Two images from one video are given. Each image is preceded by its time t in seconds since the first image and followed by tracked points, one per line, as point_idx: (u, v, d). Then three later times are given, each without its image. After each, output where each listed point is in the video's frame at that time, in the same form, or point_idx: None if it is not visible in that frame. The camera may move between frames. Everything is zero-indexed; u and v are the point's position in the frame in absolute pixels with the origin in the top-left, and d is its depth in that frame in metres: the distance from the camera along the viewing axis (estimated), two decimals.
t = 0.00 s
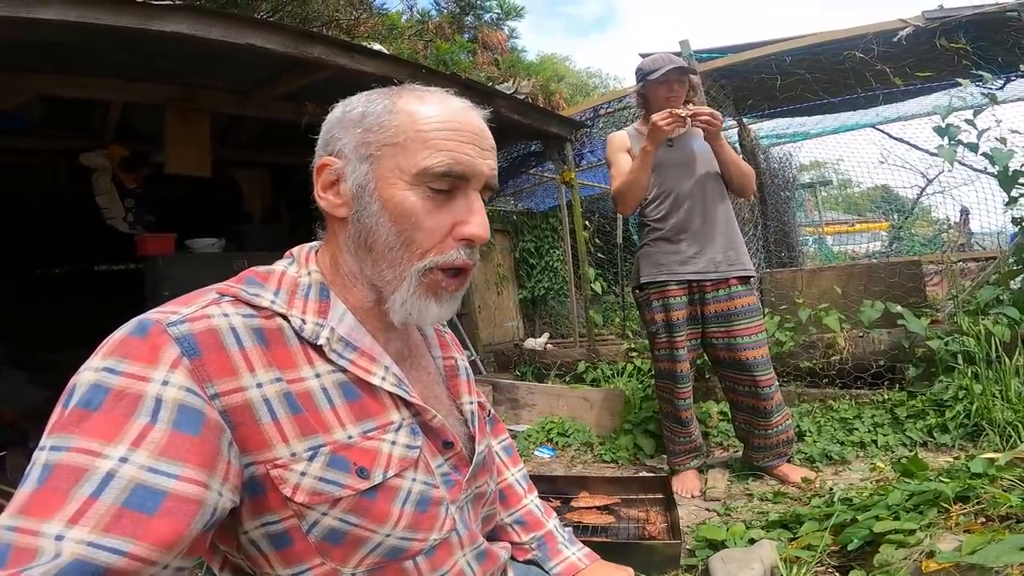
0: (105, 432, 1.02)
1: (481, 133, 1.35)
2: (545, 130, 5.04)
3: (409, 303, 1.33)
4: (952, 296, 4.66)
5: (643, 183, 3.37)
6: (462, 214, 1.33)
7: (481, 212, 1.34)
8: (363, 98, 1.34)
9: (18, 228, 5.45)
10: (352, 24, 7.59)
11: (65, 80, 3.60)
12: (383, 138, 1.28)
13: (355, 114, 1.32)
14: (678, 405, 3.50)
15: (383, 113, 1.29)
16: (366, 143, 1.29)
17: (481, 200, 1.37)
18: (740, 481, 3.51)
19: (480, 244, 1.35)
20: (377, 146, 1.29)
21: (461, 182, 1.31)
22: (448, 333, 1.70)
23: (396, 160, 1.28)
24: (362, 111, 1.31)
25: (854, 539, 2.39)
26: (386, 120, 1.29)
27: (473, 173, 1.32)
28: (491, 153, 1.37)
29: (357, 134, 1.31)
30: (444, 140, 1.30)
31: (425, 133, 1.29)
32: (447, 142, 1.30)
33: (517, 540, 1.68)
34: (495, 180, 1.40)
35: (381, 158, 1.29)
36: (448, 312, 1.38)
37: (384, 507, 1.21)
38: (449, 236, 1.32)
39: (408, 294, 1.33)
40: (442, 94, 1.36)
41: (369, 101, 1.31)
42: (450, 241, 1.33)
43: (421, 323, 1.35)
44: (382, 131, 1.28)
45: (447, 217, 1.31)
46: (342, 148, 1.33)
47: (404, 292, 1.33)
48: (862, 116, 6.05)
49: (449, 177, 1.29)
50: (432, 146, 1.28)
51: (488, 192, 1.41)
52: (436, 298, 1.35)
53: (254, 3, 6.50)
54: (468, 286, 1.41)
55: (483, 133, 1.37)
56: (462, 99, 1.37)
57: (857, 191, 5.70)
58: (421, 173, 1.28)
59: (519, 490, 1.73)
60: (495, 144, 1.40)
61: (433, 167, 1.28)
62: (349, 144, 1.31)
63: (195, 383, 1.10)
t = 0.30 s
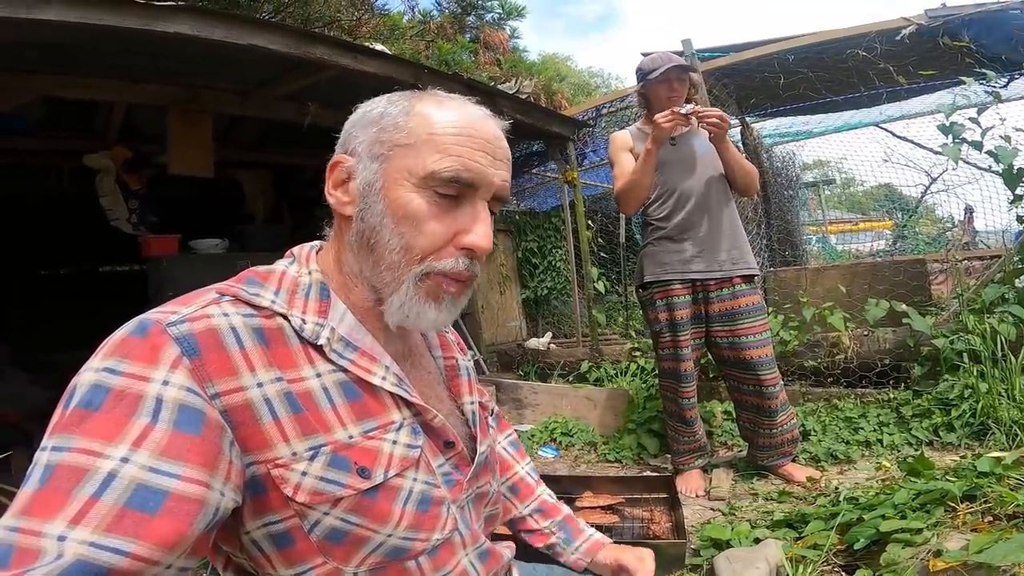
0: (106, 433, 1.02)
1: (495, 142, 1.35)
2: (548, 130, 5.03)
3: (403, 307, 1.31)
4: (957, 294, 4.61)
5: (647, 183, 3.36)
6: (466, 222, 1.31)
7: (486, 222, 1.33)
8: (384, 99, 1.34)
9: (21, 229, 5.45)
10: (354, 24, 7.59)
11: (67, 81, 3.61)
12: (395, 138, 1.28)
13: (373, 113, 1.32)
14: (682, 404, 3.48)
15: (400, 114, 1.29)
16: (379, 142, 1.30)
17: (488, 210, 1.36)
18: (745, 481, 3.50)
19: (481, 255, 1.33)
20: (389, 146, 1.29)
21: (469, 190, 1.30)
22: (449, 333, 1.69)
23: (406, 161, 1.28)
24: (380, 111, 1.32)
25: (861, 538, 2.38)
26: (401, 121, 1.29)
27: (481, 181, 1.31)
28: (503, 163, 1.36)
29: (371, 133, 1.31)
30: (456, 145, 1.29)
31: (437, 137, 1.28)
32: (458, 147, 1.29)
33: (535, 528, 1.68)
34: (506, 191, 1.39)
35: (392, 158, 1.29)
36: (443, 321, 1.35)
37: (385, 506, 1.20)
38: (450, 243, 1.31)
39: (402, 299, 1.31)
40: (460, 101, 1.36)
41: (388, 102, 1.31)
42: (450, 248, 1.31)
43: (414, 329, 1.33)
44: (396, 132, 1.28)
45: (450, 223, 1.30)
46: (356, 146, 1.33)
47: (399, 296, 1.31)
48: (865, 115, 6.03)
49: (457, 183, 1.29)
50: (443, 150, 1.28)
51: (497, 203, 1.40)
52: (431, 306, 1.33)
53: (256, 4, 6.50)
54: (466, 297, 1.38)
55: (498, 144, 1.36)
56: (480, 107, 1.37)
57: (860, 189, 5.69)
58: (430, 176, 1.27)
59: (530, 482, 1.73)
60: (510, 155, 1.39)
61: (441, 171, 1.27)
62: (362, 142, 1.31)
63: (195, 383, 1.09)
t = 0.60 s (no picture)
0: (98, 434, 1.01)
1: (511, 162, 1.35)
2: (547, 128, 5.02)
3: (401, 318, 1.30)
4: (961, 289, 4.53)
5: (644, 181, 3.35)
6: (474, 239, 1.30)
7: (492, 242, 1.32)
8: (406, 108, 1.34)
9: (23, 231, 5.45)
10: (353, 24, 7.60)
11: (66, 84, 3.60)
12: (415, 149, 1.28)
13: (394, 121, 1.31)
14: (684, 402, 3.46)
15: (420, 125, 1.29)
16: (397, 151, 1.29)
17: (494, 230, 1.34)
18: (747, 478, 3.50)
19: (484, 273, 1.32)
20: (407, 156, 1.28)
21: (480, 208, 1.30)
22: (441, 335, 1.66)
23: (421, 173, 1.28)
24: (401, 120, 1.31)
25: (862, 537, 2.37)
26: (422, 133, 1.29)
27: (494, 201, 1.30)
28: (516, 183, 1.36)
29: (389, 141, 1.30)
30: (472, 163, 1.28)
31: (455, 153, 1.28)
32: (474, 164, 1.29)
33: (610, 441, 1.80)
34: (513, 212, 1.38)
35: (408, 169, 1.28)
36: (439, 336, 1.34)
37: (379, 511, 1.20)
38: (456, 258, 1.30)
39: (402, 308, 1.29)
40: (480, 117, 1.36)
41: (410, 113, 1.31)
42: (455, 263, 1.30)
43: (410, 340, 1.32)
44: (415, 143, 1.28)
45: (458, 238, 1.29)
46: (373, 152, 1.32)
47: (399, 305, 1.30)
48: (866, 110, 5.98)
49: (470, 200, 1.28)
50: (460, 166, 1.28)
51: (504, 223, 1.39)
52: (428, 319, 1.31)
53: (254, 4, 6.49)
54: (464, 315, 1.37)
55: (512, 164, 1.35)
56: (499, 126, 1.37)
57: (862, 184, 5.61)
58: (444, 190, 1.27)
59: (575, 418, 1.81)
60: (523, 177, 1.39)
61: (456, 188, 1.26)
62: (380, 149, 1.31)
63: (189, 386, 1.09)
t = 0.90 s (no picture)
0: (100, 429, 0.99)
1: (503, 144, 1.31)
2: (546, 125, 5.00)
3: (410, 311, 1.29)
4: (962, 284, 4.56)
5: (645, 178, 3.33)
6: (472, 228, 1.28)
7: (492, 228, 1.30)
8: (390, 97, 1.30)
9: (20, 232, 5.41)
10: (349, 23, 7.58)
11: (62, 84, 3.58)
12: (402, 141, 1.25)
13: (379, 112, 1.28)
14: (685, 399, 3.45)
15: (406, 115, 1.26)
16: (385, 144, 1.26)
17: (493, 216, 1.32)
18: (750, 476, 3.48)
19: (487, 261, 1.30)
20: (395, 148, 1.25)
21: (475, 197, 1.27)
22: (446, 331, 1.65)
23: (412, 165, 1.25)
24: (385, 111, 1.28)
25: (867, 535, 2.36)
26: (408, 123, 1.25)
27: (488, 187, 1.27)
28: (509, 166, 1.33)
29: (376, 134, 1.27)
30: (463, 150, 1.25)
31: (445, 140, 1.25)
32: (465, 151, 1.25)
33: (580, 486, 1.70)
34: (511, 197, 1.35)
35: (398, 162, 1.25)
36: (448, 325, 1.33)
37: (380, 507, 1.18)
38: (457, 250, 1.28)
39: (407, 304, 1.28)
40: (466, 100, 1.32)
41: (394, 102, 1.27)
42: (456, 255, 1.28)
43: (419, 332, 1.31)
44: (402, 134, 1.25)
45: (455, 230, 1.27)
46: (361, 147, 1.30)
47: (403, 300, 1.29)
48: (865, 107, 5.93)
49: (464, 189, 1.25)
50: (450, 154, 1.24)
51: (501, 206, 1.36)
52: (438, 310, 1.30)
53: (250, 4, 6.46)
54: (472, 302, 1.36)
55: (505, 147, 1.32)
56: (486, 108, 1.33)
57: (862, 182, 5.59)
58: (437, 181, 1.24)
59: (571, 445, 1.77)
60: (517, 159, 1.35)
61: (449, 177, 1.24)
62: (367, 144, 1.28)
63: (190, 380, 1.07)
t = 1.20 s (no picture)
0: (115, 429, 1.01)
1: (522, 158, 1.34)
2: (543, 125, 5.02)
3: (417, 317, 1.30)
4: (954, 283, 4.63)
5: (645, 180, 3.35)
6: (487, 237, 1.30)
7: (506, 239, 1.31)
8: (415, 104, 1.33)
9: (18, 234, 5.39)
10: (346, 23, 7.60)
11: (60, 85, 3.58)
12: (424, 149, 1.27)
13: (404, 118, 1.30)
14: (681, 398, 3.48)
15: (430, 123, 1.28)
16: (408, 150, 1.28)
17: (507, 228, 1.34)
18: (746, 475, 3.52)
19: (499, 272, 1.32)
20: (417, 155, 1.27)
21: (493, 208, 1.29)
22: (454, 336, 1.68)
23: (434, 173, 1.27)
24: (411, 117, 1.30)
25: (862, 533, 2.39)
26: (432, 132, 1.27)
27: (506, 197, 1.29)
28: (527, 179, 1.35)
29: (400, 140, 1.29)
30: (484, 162, 1.28)
31: (467, 151, 1.27)
32: (486, 163, 1.28)
33: (520, 546, 1.70)
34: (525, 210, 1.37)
35: (420, 168, 1.27)
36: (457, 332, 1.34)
37: (388, 509, 1.19)
38: (469, 258, 1.29)
39: (419, 308, 1.30)
40: (490, 113, 1.35)
41: (420, 109, 1.30)
42: (468, 262, 1.29)
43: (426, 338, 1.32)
44: (425, 142, 1.27)
45: (471, 238, 1.28)
46: (383, 151, 1.32)
47: (415, 305, 1.30)
48: (860, 106, 5.99)
49: (483, 198, 1.27)
50: (473, 165, 1.27)
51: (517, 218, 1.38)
52: (445, 316, 1.31)
53: (246, 4, 6.47)
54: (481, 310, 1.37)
55: (523, 161, 1.34)
56: (508, 122, 1.35)
57: (857, 180, 5.67)
58: (457, 189, 1.26)
59: (522, 496, 1.73)
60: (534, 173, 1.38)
61: (469, 187, 1.26)
62: (389, 150, 1.30)
63: (204, 381, 1.08)
